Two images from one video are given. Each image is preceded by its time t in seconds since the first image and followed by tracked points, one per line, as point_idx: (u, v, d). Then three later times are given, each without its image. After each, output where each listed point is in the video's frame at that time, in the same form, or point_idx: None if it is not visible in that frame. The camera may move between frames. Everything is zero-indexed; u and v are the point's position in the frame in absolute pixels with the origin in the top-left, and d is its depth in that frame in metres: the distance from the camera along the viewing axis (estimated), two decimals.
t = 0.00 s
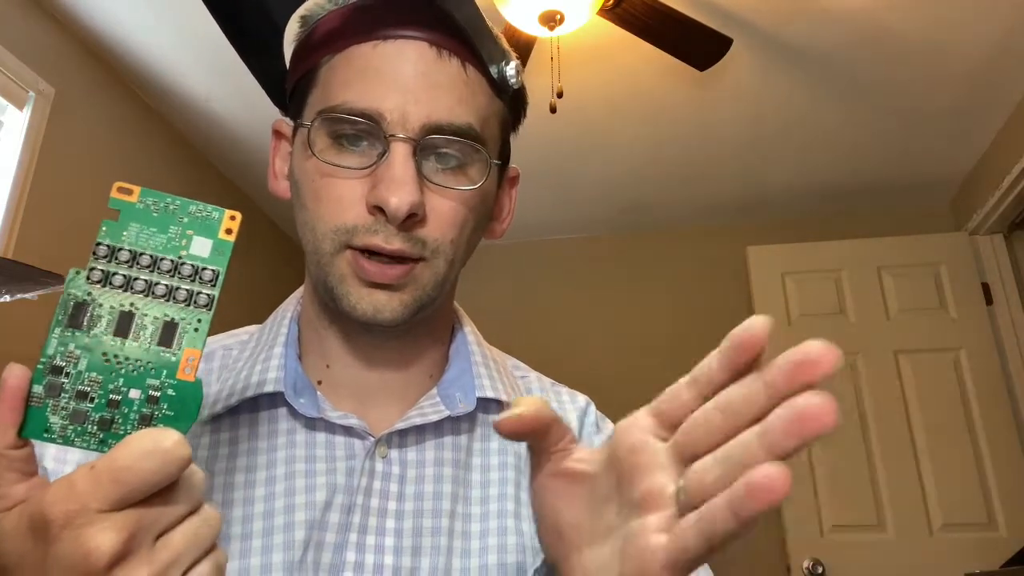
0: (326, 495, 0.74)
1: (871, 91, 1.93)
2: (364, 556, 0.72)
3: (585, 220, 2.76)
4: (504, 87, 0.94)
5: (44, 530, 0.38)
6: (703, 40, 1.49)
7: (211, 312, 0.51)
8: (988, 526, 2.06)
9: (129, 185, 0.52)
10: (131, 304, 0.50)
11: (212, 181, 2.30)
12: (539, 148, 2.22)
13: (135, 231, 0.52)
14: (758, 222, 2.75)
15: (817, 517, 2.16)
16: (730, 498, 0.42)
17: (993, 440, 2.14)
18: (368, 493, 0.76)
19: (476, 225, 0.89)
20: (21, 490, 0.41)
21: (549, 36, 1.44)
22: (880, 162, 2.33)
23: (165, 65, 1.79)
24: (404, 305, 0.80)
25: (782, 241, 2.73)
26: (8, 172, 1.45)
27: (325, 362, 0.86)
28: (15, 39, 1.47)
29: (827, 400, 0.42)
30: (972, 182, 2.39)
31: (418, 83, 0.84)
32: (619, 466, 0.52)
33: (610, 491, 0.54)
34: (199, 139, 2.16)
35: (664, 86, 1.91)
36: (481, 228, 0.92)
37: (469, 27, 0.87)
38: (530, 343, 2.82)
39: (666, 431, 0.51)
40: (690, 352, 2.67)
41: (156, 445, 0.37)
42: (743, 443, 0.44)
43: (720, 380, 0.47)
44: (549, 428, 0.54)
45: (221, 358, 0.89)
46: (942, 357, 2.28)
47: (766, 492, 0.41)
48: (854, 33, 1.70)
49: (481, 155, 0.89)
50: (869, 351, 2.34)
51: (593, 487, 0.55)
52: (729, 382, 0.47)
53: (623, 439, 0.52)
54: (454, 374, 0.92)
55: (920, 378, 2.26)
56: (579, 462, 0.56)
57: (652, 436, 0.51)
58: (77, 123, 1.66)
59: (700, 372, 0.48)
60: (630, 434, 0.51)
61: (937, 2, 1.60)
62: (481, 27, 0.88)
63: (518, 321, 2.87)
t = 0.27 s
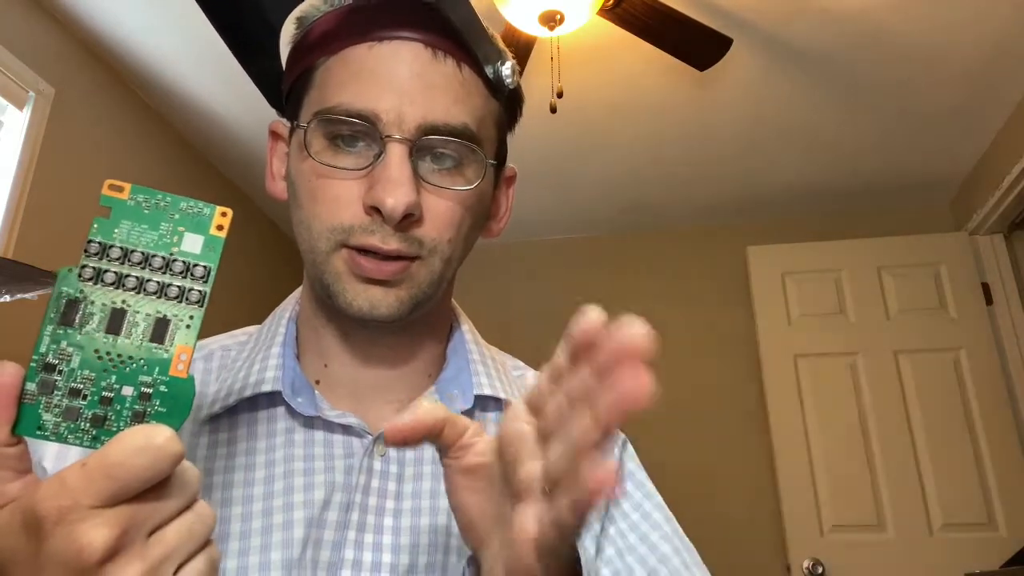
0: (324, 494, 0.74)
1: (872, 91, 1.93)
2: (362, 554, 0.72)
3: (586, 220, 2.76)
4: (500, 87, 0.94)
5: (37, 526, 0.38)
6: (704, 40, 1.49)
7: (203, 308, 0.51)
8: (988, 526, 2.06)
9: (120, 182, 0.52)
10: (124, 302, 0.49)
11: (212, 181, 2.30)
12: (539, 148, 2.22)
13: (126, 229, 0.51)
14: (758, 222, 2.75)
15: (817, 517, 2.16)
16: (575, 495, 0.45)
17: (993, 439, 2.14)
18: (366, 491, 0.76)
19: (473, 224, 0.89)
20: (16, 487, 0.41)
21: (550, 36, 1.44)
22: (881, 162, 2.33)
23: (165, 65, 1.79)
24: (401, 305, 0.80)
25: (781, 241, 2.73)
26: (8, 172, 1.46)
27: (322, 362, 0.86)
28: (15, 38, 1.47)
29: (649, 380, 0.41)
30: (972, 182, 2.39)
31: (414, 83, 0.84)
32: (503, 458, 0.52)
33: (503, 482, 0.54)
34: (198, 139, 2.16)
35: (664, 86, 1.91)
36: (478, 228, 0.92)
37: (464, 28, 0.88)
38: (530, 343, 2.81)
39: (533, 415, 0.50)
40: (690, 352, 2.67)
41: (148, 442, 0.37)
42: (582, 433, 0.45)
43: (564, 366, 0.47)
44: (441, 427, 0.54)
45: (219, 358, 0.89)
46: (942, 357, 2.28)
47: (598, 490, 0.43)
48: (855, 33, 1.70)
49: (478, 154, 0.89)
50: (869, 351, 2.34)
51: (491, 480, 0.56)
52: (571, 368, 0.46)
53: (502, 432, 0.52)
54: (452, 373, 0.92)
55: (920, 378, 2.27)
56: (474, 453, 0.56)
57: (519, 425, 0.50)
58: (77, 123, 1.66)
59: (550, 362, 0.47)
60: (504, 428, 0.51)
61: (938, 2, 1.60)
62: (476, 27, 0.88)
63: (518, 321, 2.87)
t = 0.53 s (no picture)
0: (323, 491, 0.74)
1: (872, 91, 1.93)
2: (362, 552, 0.72)
3: (586, 220, 2.76)
4: (496, 83, 0.94)
5: (31, 526, 0.37)
6: (705, 40, 1.49)
7: (198, 307, 0.50)
8: (989, 527, 2.06)
9: (114, 181, 0.52)
10: (118, 301, 0.49)
11: (212, 181, 2.30)
12: (539, 148, 2.22)
13: (120, 228, 0.51)
14: (758, 221, 2.75)
15: (817, 517, 2.16)
16: (623, 542, 0.37)
17: (993, 440, 2.14)
18: (365, 489, 0.76)
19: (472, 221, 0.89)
20: (12, 488, 0.41)
21: (550, 35, 1.44)
22: (881, 162, 2.32)
23: (164, 65, 1.79)
24: (400, 302, 0.80)
25: (781, 241, 2.73)
26: (8, 172, 1.45)
27: (320, 361, 0.86)
28: (16, 38, 1.47)
29: (699, 392, 0.38)
30: (972, 182, 2.39)
31: (412, 80, 0.84)
32: (526, 464, 0.49)
33: (525, 488, 0.50)
34: (197, 139, 2.15)
35: (664, 86, 1.91)
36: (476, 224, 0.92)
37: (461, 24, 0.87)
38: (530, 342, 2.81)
39: (559, 421, 0.48)
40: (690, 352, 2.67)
41: (145, 440, 0.37)
42: (617, 444, 0.41)
43: (594, 376, 0.44)
44: (455, 437, 0.50)
45: (216, 358, 0.89)
46: (942, 357, 2.28)
47: (654, 550, 0.35)
48: (855, 34, 1.70)
49: (475, 150, 0.89)
50: (869, 351, 2.33)
51: (511, 486, 0.52)
52: (604, 379, 0.43)
53: (525, 438, 0.49)
54: (449, 371, 0.91)
55: (919, 378, 2.27)
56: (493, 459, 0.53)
57: (545, 431, 0.48)
58: (77, 123, 1.66)
59: (579, 368, 0.45)
60: (527, 432, 0.48)
61: (938, 2, 1.60)
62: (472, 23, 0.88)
63: (517, 321, 2.87)
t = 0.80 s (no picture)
0: (324, 491, 0.74)
1: (872, 91, 1.93)
2: (363, 551, 0.72)
3: (586, 220, 2.76)
4: (496, 82, 0.94)
5: (42, 526, 0.38)
6: (704, 40, 1.49)
7: (208, 308, 0.51)
8: (989, 526, 2.06)
9: (124, 182, 0.53)
10: (128, 302, 0.50)
11: (212, 181, 2.30)
12: (539, 148, 2.22)
13: (130, 229, 0.52)
14: (758, 221, 2.75)
15: (817, 517, 2.16)
16: (659, 520, 0.41)
17: (992, 440, 2.14)
18: (366, 489, 0.76)
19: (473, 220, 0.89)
20: (20, 488, 0.40)
21: (550, 35, 1.44)
22: (880, 162, 2.33)
23: (164, 65, 1.78)
24: (402, 301, 0.80)
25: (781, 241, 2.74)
26: (8, 172, 1.46)
27: (321, 360, 0.86)
28: (15, 38, 1.47)
29: (719, 346, 0.44)
30: (972, 182, 2.39)
31: (412, 79, 0.85)
32: (551, 441, 0.53)
33: (550, 465, 0.54)
34: (197, 139, 2.15)
35: (664, 86, 1.91)
36: (478, 223, 0.92)
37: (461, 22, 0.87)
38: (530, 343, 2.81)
39: (581, 395, 0.53)
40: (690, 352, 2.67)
41: (154, 440, 0.37)
42: (646, 410, 0.46)
43: (621, 345, 0.50)
44: (484, 415, 0.53)
45: (218, 358, 0.89)
46: (942, 357, 2.28)
47: (693, 524, 0.39)
48: (855, 33, 1.70)
49: (477, 149, 0.89)
50: (869, 351, 2.34)
51: (535, 465, 0.55)
52: (631, 346, 0.49)
53: (549, 415, 0.53)
54: (450, 371, 0.92)
55: (919, 378, 2.27)
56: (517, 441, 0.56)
57: (571, 405, 0.52)
58: (77, 123, 1.66)
59: (607, 340, 0.50)
60: (551, 409, 0.53)
61: (937, 2, 1.60)
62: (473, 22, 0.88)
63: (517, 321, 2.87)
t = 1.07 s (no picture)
0: (326, 491, 0.75)
1: (872, 91, 1.94)
2: (364, 551, 0.72)
3: (586, 220, 2.76)
4: (497, 82, 0.94)
5: (47, 523, 0.38)
6: (704, 40, 1.49)
7: (212, 307, 0.51)
8: (989, 526, 2.06)
9: (129, 182, 0.53)
10: (133, 301, 0.50)
11: (213, 181, 2.30)
12: (539, 148, 2.22)
13: (135, 228, 0.52)
14: (758, 221, 2.76)
15: (817, 517, 2.16)
16: (678, 543, 0.41)
17: (993, 440, 2.14)
18: (368, 489, 0.76)
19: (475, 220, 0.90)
20: (25, 485, 0.41)
21: (550, 36, 1.44)
22: (880, 162, 2.33)
23: (164, 64, 1.79)
24: (404, 301, 0.80)
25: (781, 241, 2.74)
26: (8, 173, 1.46)
27: (323, 361, 0.87)
28: (16, 38, 1.47)
29: (745, 381, 0.43)
30: (972, 182, 2.39)
31: (414, 79, 0.85)
32: (564, 454, 0.53)
33: (566, 478, 0.54)
34: (198, 139, 2.16)
35: (664, 86, 1.91)
36: (479, 224, 0.93)
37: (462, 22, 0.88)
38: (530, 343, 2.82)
39: (600, 414, 0.52)
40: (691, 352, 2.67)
41: (159, 438, 0.38)
42: (663, 437, 0.46)
43: (643, 368, 0.48)
44: (496, 428, 0.53)
45: (220, 358, 0.89)
46: (942, 357, 2.28)
47: (713, 547, 0.39)
48: (854, 33, 1.71)
49: (479, 149, 0.90)
50: (869, 351, 2.34)
51: (547, 478, 0.55)
52: (652, 371, 0.48)
53: (563, 429, 0.53)
54: (452, 371, 0.92)
55: (919, 377, 2.27)
56: (530, 454, 0.56)
57: (587, 421, 0.52)
58: (77, 123, 1.66)
59: (627, 360, 0.49)
60: (565, 425, 0.53)
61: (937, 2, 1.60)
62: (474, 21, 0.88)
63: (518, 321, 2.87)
